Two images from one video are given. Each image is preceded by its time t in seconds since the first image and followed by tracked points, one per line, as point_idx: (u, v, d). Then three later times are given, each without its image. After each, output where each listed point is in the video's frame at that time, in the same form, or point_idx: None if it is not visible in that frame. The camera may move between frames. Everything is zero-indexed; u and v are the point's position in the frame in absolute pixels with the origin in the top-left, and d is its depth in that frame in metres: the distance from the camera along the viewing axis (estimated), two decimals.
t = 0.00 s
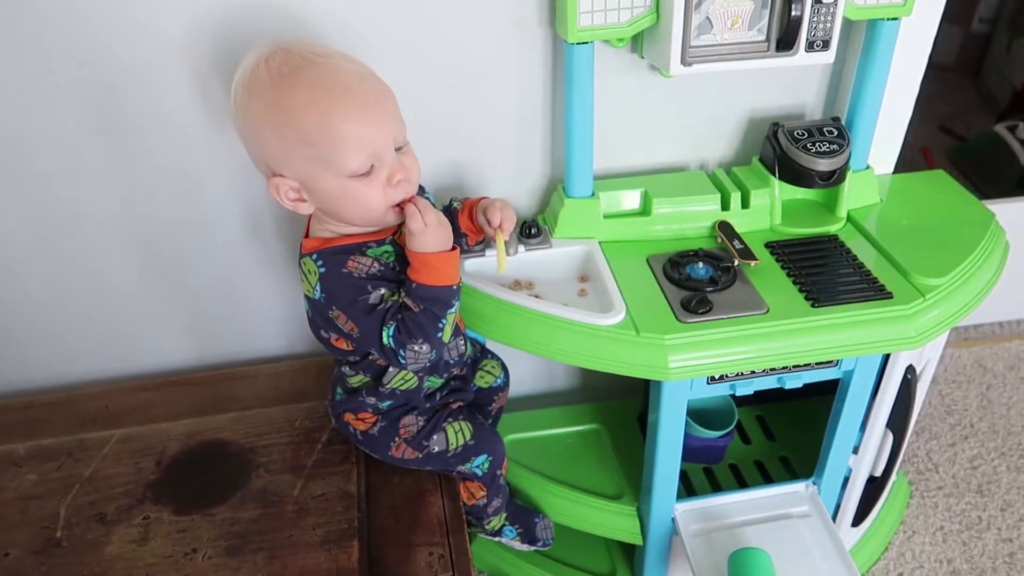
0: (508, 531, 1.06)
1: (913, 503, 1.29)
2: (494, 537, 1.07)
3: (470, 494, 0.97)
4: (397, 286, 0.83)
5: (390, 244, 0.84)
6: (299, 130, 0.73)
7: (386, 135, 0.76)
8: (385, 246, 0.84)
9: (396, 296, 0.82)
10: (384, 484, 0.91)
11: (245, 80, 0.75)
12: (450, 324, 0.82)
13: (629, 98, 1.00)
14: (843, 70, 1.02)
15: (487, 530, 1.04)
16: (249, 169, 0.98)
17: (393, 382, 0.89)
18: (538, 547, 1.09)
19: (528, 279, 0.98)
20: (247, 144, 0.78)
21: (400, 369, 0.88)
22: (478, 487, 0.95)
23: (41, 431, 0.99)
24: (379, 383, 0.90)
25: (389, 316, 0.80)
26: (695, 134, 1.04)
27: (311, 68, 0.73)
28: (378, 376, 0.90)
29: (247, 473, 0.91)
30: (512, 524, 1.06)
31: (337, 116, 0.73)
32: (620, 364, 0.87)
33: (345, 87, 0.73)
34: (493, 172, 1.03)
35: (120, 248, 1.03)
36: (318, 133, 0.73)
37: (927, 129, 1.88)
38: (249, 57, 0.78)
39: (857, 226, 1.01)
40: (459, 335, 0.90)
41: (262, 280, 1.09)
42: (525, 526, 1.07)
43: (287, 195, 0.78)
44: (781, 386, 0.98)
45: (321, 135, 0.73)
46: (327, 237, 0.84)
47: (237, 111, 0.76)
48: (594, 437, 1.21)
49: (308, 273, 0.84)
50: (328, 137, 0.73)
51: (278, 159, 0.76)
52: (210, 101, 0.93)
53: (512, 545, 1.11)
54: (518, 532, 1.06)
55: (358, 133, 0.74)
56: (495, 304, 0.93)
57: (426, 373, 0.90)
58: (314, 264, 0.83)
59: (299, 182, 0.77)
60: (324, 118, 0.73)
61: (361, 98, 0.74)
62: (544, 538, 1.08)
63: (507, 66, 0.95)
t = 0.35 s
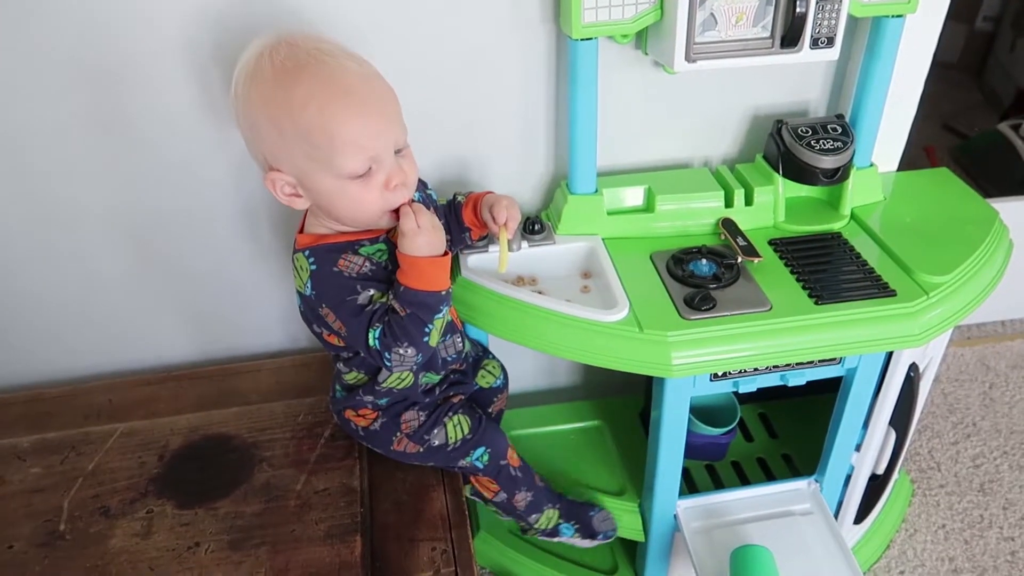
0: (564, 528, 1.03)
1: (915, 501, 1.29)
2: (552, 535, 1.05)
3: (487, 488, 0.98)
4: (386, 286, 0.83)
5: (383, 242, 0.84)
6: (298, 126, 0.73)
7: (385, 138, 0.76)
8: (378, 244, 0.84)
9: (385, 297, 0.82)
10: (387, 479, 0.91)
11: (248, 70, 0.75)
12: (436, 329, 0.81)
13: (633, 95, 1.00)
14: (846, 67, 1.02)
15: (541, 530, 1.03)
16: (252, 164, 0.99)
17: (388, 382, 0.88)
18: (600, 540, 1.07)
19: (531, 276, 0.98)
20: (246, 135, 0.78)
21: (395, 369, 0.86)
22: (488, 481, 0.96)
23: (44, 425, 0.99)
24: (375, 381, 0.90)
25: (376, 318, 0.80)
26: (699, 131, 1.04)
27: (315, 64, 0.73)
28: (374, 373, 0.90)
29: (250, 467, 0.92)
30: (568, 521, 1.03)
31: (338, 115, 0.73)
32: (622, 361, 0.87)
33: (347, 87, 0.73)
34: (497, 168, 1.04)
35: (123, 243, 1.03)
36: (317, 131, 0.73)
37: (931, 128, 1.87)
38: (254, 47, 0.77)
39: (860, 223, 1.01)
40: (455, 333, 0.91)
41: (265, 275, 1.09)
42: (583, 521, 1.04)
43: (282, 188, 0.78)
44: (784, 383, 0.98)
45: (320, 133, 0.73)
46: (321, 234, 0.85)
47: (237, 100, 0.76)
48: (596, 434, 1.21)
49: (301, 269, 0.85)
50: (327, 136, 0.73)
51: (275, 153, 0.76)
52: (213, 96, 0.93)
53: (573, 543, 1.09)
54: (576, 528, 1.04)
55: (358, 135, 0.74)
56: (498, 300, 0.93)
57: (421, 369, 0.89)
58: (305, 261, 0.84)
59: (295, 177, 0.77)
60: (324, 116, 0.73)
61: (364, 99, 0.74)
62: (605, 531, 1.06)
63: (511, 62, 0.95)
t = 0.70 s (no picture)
0: (546, 525, 1.06)
1: (927, 501, 1.29)
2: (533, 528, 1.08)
3: (491, 484, 0.98)
4: (388, 276, 0.83)
5: (388, 233, 0.84)
6: (308, 115, 0.73)
7: (394, 133, 0.76)
8: (383, 234, 0.84)
9: (387, 287, 0.82)
10: (400, 472, 0.92)
11: (264, 54, 0.75)
12: (437, 321, 0.81)
13: (649, 90, 0.99)
14: (864, 64, 1.01)
15: (524, 523, 1.05)
16: (268, 157, 0.99)
17: (396, 372, 0.86)
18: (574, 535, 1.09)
19: (545, 271, 0.99)
20: (256, 118, 0.78)
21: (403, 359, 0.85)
22: (495, 478, 0.97)
23: (61, 414, 1.00)
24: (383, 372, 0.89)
25: (377, 309, 0.81)
26: (714, 127, 1.04)
27: (330, 55, 0.73)
28: (382, 364, 0.90)
29: (264, 458, 0.92)
30: (551, 518, 1.05)
31: (348, 107, 0.73)
32: (635, 357, 0.88)
33: (360, 80, 0.73)
34: (511, 163, 1.04)
35: (140, 234, 1.03)
36: (326, 121, 0.73)
37: (946, 126, 1.86)
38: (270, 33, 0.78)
39: (876, 221, 1.00)
40: (462, 327, 0.91)
41: (279, 267, 1.10)
42: (564, 518, 1.06)
43: (289, 173, 0.79)
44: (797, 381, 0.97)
45: (329, 123, 0.73)
46: (327, 223, 0.85)
47: (251, 84, 0.76)
48: (606, 430, 1.21)
49: (306, 257, 0.85)
50: (336, 127, 0.73)
51: (283, 139, 0.76)
52: (230, 88, 0.93)
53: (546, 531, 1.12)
54: (557, 526, 1.06)
55: (366, 128, 0.74)
56: (513, 294, 0.93)
57: (429, 360, 0.90)
58: (311, 248, 0.84)
59: (301, 164, 0.77)
60: (334, 106, 0.73)
61: (375, 93, 0.74)
62: (582, 529, 1.08)
63: (527, 57, 0.95)
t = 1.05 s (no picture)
0: (523, 519, 1.06)
1: (932, 500, 1.29)
2: (509, 525, 1.06)
3: (495, 480, 0.98)
4: (405, 265, 0.83)
5: (404, 223, 0.85)
6: (336, 107, 0.74)
7: (418, 134, 0.76)
8: (400, 224, 0.85)
9: (402, 275, 0.82)
10: (406, 466, 0.92)
11: (299, 41, 0.76)
12: (450, 312, 0.81)
13: (657, 87, 0.99)
14: (873, 62, 1.01)
15: (506, 518, 1.04)
16: (278, 151, 0.99)
17: (406, 362, 0.90)
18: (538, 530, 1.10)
19: (552, 267, 0.99)
20: (283, 101, 0.78)
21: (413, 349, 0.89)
22: (501, 471, 0.97)
23: (70, 406, 1.00)
24: (394, 363, 0.92)
25: (393, 295, 0.81)
26: (722, 125, 1.04)
27: (365, 51, 0.74)
28: (392, 356, 0.92)
29: (272, 452, 0.93)
30: (528, 511, 1.06)
31: (377, 104, 0.73)
32: (642, 353, 0.88)
33: (392, 80, 0.74)
34: (520, 159, 1.04)
35: (150, 227, 1.04)
36: (354, 115, 0.74)
37: (953, 125, 1.86)
38: (306, 20, 0.78)
39: (883, 220, 1.00)
40: (474, 320, 0.92)
41: (287, 262, 1.10)
42: (539, 511, 1.07)
43: (310, 160, 0.79)
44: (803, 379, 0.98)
45: (356, 118, 0.74)
46: (344, 210, 0.85)
47: (283, 67, 0.76)
48: (612, 427, 1.21)
49: (323, 243, 0.85)
50: (363, 122, 0.74)
51: (308, 125, 0.77)
52: (241, 83, 0.94)
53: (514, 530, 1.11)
54: (532, 518, 1.07)
55: (392, 127, 0.74)
56: (520, 290, 0.93)
57: (438, 353, 0.91)
58: (329, 234, 0.84)
59: (323, 153, 0.78)
60: (363, 102, 0.73)
61: (406, 94, 0.74)
62: (550, 522, 1.10)
63: (536, 53, 0.95)
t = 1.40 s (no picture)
0: (523, 525, 1.06)
1: (935, 506, 1.28)
2: (508, 531, 1.06)
3: (499, 484, 0.98)
4: (417, 275, 0.83)
5: (416, 232, 0.85)
6: (344, 116, 0.74)
7: (428, 140, 0.76)
8: (410, 233, 0.85)
9: (414, 287, 0.82)
10: (411, 469, 0.92)
11: (304, 52, 0.75)
12: (463, 322, 0.82)
13: (663, 92, 0.99)
14: (879, 68, 1.01)
15: (506, 524, 1.04)
16: (283, 153, 0.99)
17: (413, 371, 0.90)
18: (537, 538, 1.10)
19: (557, 271, 0.99)
20: (290, 113, 0.78)
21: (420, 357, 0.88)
22: (505, 474, 0.97)
23: (75, 406, 1.01)
24: (401, 370, 0.91)
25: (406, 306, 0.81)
26: (728, 129, 1.04)
27: (371, 58, 0.74)
28: (400, 363, 0.91)
29: (276, 454, 0.93)
30: (528, 518, 1.06)
31: (385, 112, 0.73)
32: (647, 358, 0.88)
33: (399, 86, 0.74)
34: (525, 163, 1.04)
35: (155, 229, 1.04)
36: (364, 124, 0.74)
37: (959, 131, 1.86)
38: (308, 29, 0.78)
39: (889, 225, 1.00)
40: (482, 327, 0.90)
41: (292, 264, 1.10)
42: (540, 519, 1.08)
43: (318, 171, 0.79)
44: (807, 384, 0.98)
45: (365, 127, 0.74)
46: (354, 219, 0.85)
47: (289, 78, 0.76)
48: (616, 431, 1.21)
49: (334, 253, 0.85)
50: (372, 130, 0.74)
51: (317, 136, 0.76)
52: (249, 85, 0.94)
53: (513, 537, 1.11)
54: (531, 525, 1.07)
55: (401, 134, 0.74)
56: (525, 294, 0.93)
57: (447, 361, 0.90)
58: (340, 244, 0.84)
59: (331, 163, 0.78)
60: (371, 110, 0.73)
61: (413, 100, 0.74)
62: (548, 530, 1.10)
63: (542, 56, 0.95)
